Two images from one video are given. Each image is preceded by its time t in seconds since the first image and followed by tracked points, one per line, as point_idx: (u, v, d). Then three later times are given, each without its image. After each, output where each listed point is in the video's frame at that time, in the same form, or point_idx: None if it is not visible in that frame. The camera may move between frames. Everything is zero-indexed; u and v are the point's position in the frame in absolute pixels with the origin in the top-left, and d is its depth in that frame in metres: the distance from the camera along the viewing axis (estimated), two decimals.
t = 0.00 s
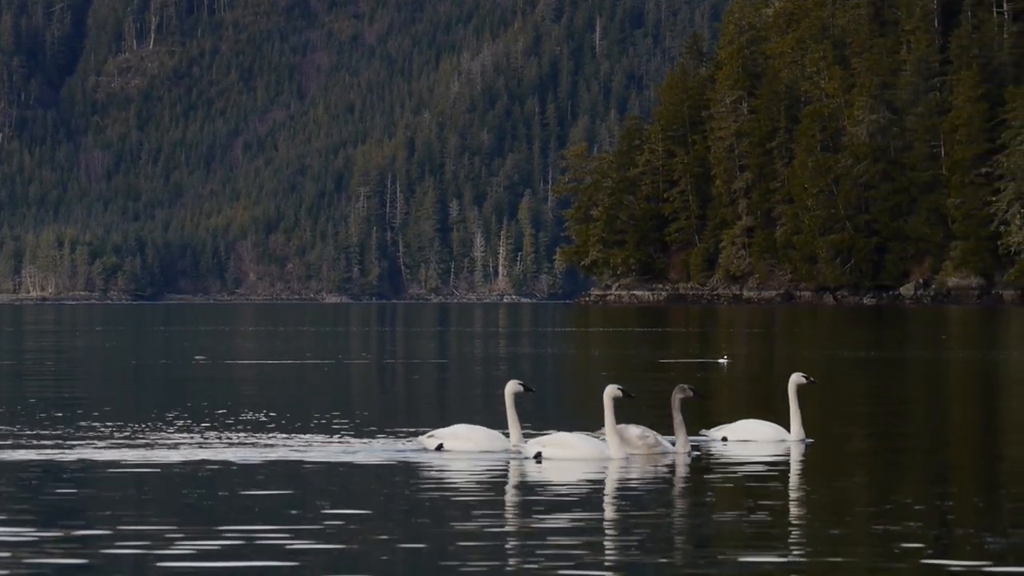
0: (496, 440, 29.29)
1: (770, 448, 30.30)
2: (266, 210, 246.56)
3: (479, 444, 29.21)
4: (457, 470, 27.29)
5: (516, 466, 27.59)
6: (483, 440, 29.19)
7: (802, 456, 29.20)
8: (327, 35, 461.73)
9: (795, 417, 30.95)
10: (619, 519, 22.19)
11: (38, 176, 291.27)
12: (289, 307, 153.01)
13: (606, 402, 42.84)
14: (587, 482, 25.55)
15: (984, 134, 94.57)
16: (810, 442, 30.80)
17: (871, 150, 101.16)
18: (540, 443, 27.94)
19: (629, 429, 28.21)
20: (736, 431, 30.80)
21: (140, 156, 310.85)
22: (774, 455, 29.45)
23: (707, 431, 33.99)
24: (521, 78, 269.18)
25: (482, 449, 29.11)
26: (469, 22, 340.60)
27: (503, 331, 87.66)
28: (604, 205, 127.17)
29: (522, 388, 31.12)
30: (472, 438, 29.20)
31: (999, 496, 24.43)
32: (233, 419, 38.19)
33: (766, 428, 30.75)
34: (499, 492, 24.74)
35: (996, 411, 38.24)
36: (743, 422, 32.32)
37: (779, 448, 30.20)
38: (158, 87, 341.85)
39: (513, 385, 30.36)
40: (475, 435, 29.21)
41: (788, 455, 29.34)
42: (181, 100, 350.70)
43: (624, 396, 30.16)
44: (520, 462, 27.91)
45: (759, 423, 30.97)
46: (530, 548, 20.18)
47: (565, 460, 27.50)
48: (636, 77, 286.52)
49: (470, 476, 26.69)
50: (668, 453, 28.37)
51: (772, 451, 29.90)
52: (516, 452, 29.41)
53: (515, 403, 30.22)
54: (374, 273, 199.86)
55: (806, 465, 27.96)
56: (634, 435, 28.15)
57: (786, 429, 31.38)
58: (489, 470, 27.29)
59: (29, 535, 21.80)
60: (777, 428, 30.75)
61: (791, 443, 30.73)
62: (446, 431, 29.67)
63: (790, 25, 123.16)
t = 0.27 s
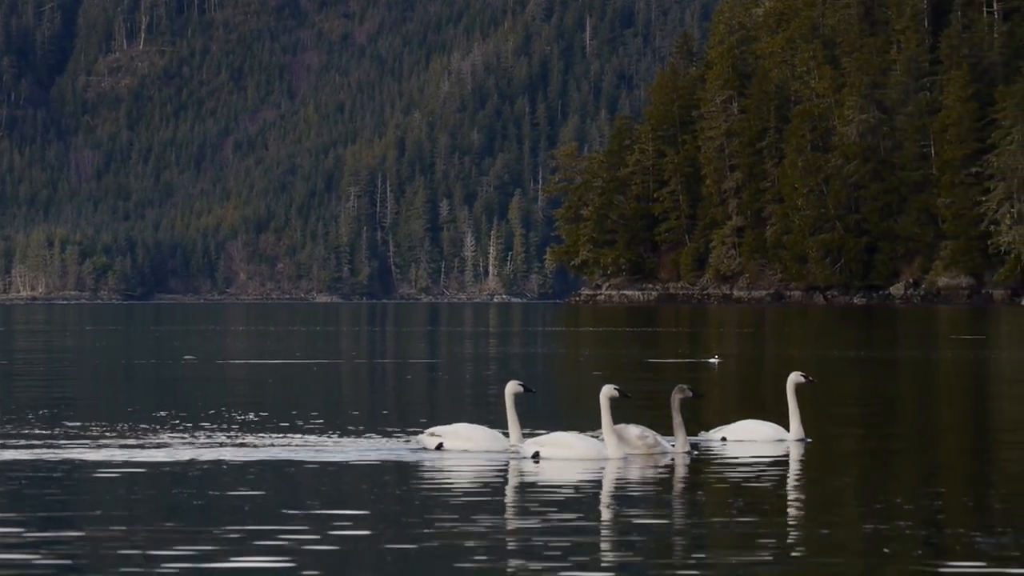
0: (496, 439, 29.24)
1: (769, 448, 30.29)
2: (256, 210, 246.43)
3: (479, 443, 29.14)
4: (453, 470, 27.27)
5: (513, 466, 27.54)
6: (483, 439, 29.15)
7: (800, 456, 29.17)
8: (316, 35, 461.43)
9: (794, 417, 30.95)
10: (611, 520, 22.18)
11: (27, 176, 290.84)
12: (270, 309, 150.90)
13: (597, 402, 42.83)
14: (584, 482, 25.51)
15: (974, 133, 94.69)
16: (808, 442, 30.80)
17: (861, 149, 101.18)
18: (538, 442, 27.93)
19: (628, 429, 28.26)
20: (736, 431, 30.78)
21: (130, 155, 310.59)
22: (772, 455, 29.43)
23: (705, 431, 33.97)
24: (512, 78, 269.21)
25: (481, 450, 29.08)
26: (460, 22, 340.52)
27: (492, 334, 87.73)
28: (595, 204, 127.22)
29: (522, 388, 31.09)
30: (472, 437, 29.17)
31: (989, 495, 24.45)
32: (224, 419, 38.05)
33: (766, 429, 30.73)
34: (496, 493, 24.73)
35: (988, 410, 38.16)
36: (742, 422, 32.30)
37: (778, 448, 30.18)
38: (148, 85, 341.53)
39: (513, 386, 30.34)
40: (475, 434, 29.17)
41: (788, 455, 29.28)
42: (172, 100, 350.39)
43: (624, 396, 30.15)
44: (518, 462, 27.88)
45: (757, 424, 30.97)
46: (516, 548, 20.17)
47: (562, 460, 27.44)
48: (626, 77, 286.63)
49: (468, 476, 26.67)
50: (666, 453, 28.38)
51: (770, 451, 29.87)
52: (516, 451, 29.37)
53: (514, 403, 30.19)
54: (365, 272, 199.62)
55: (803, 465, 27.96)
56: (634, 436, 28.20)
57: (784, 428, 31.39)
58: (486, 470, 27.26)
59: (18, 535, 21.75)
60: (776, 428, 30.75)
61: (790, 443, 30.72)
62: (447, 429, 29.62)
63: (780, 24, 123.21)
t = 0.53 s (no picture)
0: (496, 438, 29.15)
1: (767, 447, 30.23)
2: (246, 208, 246.18)
3: (479, 442, 29.05)
4: (449, 469, 27.18)
5: (512, 466, 27.48)
6: (484, 438, 29.06)
7: (798, 456, 29.08)
8: (306, 34, 461.01)
9: (792, 416, 30.89)
10: (603, 520, 22.12)
11: (17, 175, 290.19)
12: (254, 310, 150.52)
13: (587, 401, 42.69)
14: (585, 480, 25.41)
15: (964, 132, 94.67)
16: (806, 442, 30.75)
17: (852, 149, 101.14)
18: (535, 442, 27.89)
19: (628, 429, 28.21)
20: (734, 430, 30.75)
21: (120, 154, 310.26)
22: (769, 455, 29.37)
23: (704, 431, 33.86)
24: (502, 77, 269.21)
25: (480, 449, 28.98)
26: (449, 21, 340.42)
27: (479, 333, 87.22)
28: (585, 204, 127.18)
29: (522, 386, 30.99)
30: (471, 437, 29.09)
31: (978, 494, 24.38)
32: (212, 420, 37.84)
33: (764, 429, 30.67)
34: (494, 492, 24.65)
35: (978, 410, 38.01)
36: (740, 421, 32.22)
37: (777, 447, 30.11)
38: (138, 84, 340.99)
39: (513, 385, 30.24)
40: (474, 433, 29.08)
41: (787, 455, 29.16)
42: (162, 100, 350.12)
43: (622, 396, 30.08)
44: (515, 462, 27.81)
45: (755, 424, 30.91)
46: (505, 549, 20.06)
47: (560, 459, 27.37)
48: (616, 77, 286.81)
49: (465, 476, 26.61)
50: (666, 453, 28.33)
51: (768, 451, 29.81)
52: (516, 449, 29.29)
53: (514, 403, 30.08)
54: (355, 271, 199.13)
55: (801, 465, 27.89)
56: (633, 437, 28.15)
57: (781, 428, 31.38)
58: (483, 470, 27.20)
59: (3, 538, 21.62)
60: (773, 428, 30.68)
61: (789, 443, 30.67)
62: (446, 429, 29.53)
63: (770, 23, 123.15)
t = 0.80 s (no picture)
0: (496, 437, 29.24)
1: (764, 447, 30.24)
2: (236, 208, 246.33)
3: (479, 442, 29.12)
4: (446, 469, 27.21)
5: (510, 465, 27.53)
6: (484, 439, 29.11)
7: (793, 455, 29.12)
8: (297, 35, 461.08)
9: (790, 416, 30.92)
10: (596, 520, 22.19)
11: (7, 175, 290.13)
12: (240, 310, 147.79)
13: (578, 399, 42.73)
14: (581, 481, 25.45)
15: (953, 132, 94.87)
16: (803, 441, 30.79)
17: (841, 149, 101.31)
18: (533, 442, 27.98)
19: (627, 431, 28.23)
20: (732, 430, 30.77)
21: (111, 153, 310.38)
22: (766, 454, 29.38)
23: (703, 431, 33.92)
24: (492, 76, 269.71)
25: (479, 449, 29.01)
26: (440, 21, 340.82)
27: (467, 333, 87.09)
28: (575, 203, 127.41)
29: (521, 387, 31.03)
30: (472, 436, 29.17)
31: (969, 494, 24.43)
32: (203, 419, 37.79)
33: (761, 428, 30.67)
34: (492, 491, 24.75)
35: (968, 410, 38.04)
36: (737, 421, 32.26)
37: (775, 447, 30.12)
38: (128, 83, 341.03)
39: (512, 384, 30.31)
40: (475, 433, 29.15)
41: (783, 455, 29.18)
42: (152, 99, 350.13)
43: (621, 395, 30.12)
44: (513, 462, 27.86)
45: (752, 423, 30.91)
46: (496, 548, 20.12)
47: (558, 459, 27.46)
48: (606, 76, 287.48)
49: (463, 475, 26.67)
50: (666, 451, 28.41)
51: (765, 450, 29.81)
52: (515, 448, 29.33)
53: (514, 402, 30.14)
54: (346, 271, 199.29)
55: (797, 464, 27.94)
56: (632, 436, 28.18)
57: (779, 428, 31.39)
58: (480, 469, 27.27)
59: None
60: (771, 427, 30.66)
61: (786, 442, 30.67)
62: (446, 428, 29.56)
63: (759, 23, 123.37)
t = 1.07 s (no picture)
0: (496, 437, 29.22)
1: (765, 447, 30.20)
2: (226, 208, 246.10)
3: (479, 442, 29.11)
4: (448, 468, 27.24)
5: (508, 465, 27.52)
6: (485, 439, 29.10)
7: (792, 455, 29.11)
8: (287, 34, 460.58)
9: (789, 416, 30.85)
10: (596, 518, 22.22)
11: None
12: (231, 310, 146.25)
13: (571, 400, 42.75)
14: (579, 481, 25.47)
15: (942, 132, 95.01)
16: (800, 441, 30.81)
17: (832, 149, 101.44)
18: (531, 441, 27.97)
19: (626, 430, 28.25)
20: (731, 430, 30.71)
21: (101, 153, 310.07)
22: (764, 454, 29.33)
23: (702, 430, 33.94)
24: (482, 76, 269.75)
25: (478, 449, 29.00)
26: (430, 21, 340.70)
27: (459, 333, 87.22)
28: (566, 203, 127.52)
29: (521, 387, 31.00)
30: (473, 436, 29.18)
31: (959, 493, 24.51)
32: (195, 419, 37.77)
33: (760, 428, 30.65)
34: (490, 490, 24.76)
35: (958, 411, 38.08)
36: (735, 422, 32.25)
37: (774, 447, 30.10)
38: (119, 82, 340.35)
39: (511, 385, 30.29)
40: (476, 433, 29.14)
41: (782, 455, 29.17)
42: (142, 99, 349.85)
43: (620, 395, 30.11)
44: (511, 461, 27.86)
45: (751, 422, 30.88)
46: (481, 550, 20.15)
47: (555, 459, 27.45)
48: (597, 77, 287.74)
49: (464, 473, 26.70)
50: (665, 452, 28.45)
51: (763, 450, 29.81)
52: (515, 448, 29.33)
53: (514, 401, 30.13)
54: (336, 272, 199.11)
55: (795, 464, 27.97)
56: (632, 436, 28.20)
57: (778, 427, 31.36)
58: (480, 468, 27.28)
59: None
60: (770, 428, 30.62)
61: (785, 442, 30.60)
62: (446, 428, 29.55)
63: (750, 23, 123.48)
